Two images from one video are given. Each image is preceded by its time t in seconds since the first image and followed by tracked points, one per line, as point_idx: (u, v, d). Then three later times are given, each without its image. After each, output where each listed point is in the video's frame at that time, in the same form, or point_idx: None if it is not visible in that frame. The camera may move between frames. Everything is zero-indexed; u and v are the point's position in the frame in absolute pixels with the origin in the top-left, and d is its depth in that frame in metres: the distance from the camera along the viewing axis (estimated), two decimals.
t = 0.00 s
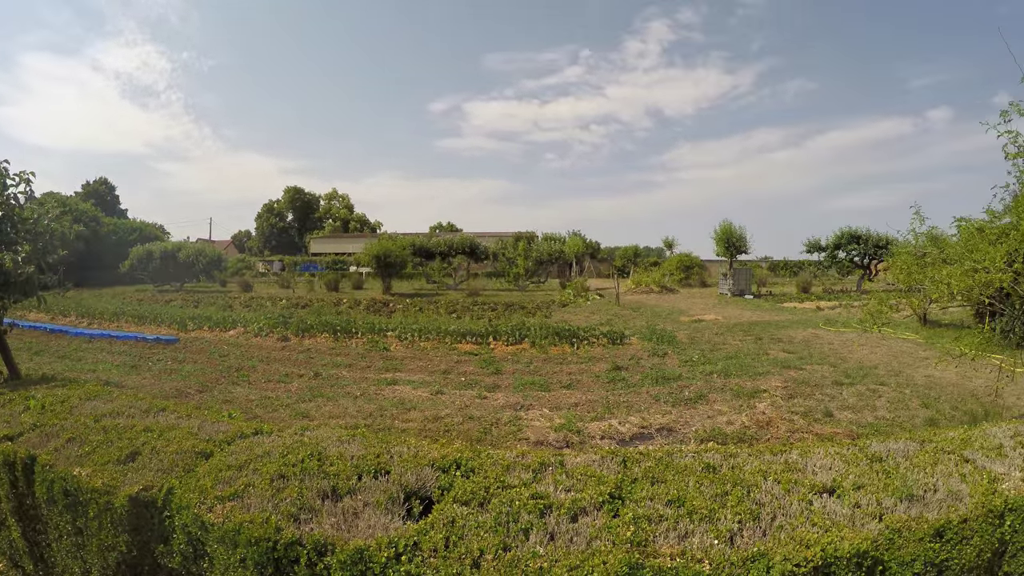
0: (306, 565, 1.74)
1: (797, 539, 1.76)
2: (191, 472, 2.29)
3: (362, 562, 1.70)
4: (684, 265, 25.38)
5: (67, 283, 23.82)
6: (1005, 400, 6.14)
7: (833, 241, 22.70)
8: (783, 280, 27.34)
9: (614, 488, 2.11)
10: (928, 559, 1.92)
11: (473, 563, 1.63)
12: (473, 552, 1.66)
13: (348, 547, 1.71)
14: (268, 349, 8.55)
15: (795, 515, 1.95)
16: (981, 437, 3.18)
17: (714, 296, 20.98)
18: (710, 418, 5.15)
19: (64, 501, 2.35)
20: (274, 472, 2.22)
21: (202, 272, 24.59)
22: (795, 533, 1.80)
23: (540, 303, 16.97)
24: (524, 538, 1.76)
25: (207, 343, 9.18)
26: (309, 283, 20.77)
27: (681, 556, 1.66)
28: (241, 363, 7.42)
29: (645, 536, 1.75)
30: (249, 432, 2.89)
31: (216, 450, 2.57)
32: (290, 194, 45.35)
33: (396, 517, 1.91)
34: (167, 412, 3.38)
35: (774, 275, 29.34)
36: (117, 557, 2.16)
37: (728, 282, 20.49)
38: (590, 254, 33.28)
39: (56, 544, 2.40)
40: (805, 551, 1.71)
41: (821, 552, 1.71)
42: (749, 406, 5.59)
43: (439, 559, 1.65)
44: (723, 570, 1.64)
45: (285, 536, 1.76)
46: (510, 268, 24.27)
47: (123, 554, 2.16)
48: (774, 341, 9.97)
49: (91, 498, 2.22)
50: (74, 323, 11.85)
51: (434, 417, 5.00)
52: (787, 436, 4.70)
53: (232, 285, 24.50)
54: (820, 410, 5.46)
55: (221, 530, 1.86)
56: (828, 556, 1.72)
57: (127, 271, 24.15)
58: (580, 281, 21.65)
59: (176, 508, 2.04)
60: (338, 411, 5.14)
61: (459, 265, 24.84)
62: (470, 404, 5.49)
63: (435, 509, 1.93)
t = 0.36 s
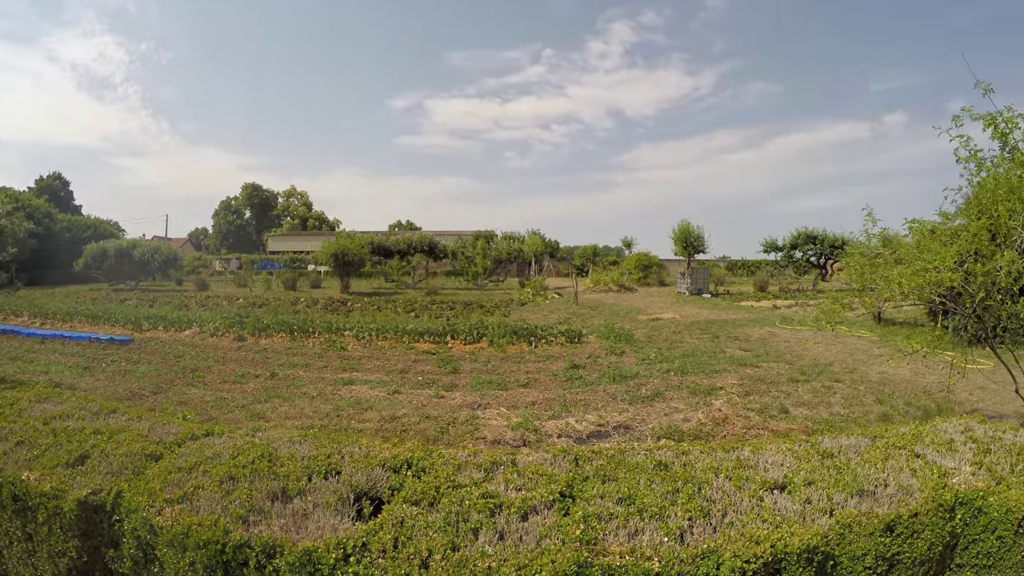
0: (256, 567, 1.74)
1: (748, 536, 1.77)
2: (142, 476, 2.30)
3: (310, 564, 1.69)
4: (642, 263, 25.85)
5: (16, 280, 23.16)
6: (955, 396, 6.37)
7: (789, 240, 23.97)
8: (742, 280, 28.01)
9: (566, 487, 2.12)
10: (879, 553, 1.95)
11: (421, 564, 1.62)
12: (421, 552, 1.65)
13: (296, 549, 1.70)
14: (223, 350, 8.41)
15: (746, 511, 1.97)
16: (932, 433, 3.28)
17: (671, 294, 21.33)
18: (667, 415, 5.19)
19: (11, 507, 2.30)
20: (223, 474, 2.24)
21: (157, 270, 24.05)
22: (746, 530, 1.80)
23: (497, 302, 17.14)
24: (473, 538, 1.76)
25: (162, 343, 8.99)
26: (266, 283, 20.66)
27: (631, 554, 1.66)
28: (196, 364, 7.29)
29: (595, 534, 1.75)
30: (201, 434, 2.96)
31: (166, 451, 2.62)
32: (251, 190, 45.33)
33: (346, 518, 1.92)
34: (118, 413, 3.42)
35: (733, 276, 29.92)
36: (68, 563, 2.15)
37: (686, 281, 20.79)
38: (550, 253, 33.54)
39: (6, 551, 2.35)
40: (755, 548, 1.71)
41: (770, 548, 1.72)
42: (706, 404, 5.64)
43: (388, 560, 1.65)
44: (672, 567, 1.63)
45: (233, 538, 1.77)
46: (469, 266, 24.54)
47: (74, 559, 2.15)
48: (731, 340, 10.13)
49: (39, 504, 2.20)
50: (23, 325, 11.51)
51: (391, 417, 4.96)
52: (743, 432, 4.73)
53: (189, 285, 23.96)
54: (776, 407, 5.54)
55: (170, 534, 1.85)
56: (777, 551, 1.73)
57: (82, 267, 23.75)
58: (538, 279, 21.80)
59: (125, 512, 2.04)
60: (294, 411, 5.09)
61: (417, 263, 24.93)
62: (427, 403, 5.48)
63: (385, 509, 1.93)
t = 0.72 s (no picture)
0: (205, 570, 1.71)
1: (700, 533, 1.78)
2: (93, 478, 2.28)
3: (261, 565, 1.67)
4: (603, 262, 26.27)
5: None
6: (909, 393, 6.58)
7: (749, 241, 24.96)
8: (703, 279, 28.58)
9: (518, 485, 2.13)
10: (832, 549, 1.98)
11: (371, 564, 1.61)
12: (372, 553, 1.64)
13: (246, 551, 1.68)
14: (180, 349, 8.30)
15: (698, 508, 1.98)
16: (886, 429, 3.32)
17: (632, 293, 21.69)
18: (625, 413, 5.24)
19: None
20: (175, 476, 2.23)
21: (115, 267, 23.53)
22: (698, 527, 1.81)
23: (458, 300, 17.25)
24: (424, 537, 1.74)
25: (119, 343, 8.82)
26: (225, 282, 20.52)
27: (581, 551, 1.65)
28: (152, 364, 7.18)
29: (547, 533, 1.74)
30: (153, 435, 2.93)
31: (118, 453, 2.60)
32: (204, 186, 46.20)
33: (298, 519, 1.90)
34: (69, 416, 3.40)
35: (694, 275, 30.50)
36: (20, 568, 2.13)
37: (647, 280, 21.12)
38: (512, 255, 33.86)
39: None
40: (707, 544, 1.72)
41: (722, 544, 1.72)
42: (664, 401, 5.72)
43: (337, 560, 1.63)
44: (623, 565, 1.62)
45: (184, 540, 1.74)
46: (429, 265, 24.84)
47: (26, 564, 2.13)
48: (690, 338, 10.28)
49: None
50: None
51: (349, 416, 4.95)
52: (701, 430, 4.80)
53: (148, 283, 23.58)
54: (734, 404, 5.63)
55: (120, 536, 1.83)
56: (729, 547, 1.74)
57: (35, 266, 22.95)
58: (499, 279, 22.03)
59: (76, 515, 2.02)
60: (251, 412, 5.06)
61: (377, 262, 25.11)
62: (386, 403, 5.47)
63: (336, 510, 1.92)
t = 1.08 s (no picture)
0: (162, 571, 1.71)
1: (658, 530, 1.80)
2: (50, 479, 2.26)
3: (218, 565, 1.66)
4: (569, 262, 26.51)
5: None
6: (871, 391, 6.79)
7: (714, 240, 25.19)
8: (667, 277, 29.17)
9: (477, 483, 2.13)
10: (789, 544, 2.03)
11: (328, 563, 1.61)
12: (329, 552, 1.64)
13: (202, 552, 1.67)
14: (141, 348, 8.20)
15: (657, 504, 2.00)
16: (845, 426, 3.35)
17: (597, 292, 22.01)
18: (589, 411, 5.32)
19: None
20: (133, 476, 2.21)
21: (75, 265, 23.12)
22: (655, 524, 1.83)
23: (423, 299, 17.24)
24: (381, 536, 1.73)
25: (79, 342, 8.67)
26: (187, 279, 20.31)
27: (538, 549, 1.66)
28: (113, 364, 7.09)
29: (505, 531, 1.75)
30: (112, 434, 2.91)
31: (76, 453, 2.58)
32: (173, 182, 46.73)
33: (255, 518, 1.89)
34: (24, 415, 3.37)
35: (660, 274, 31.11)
36: None
37: (611, 279, 21.45)
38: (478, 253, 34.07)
39: None
40: (664, 541, 1.74)
41: (679, 541, 1.75)
42: (628, 400, 5.81)
43: (294, 560, 1.64)
44: (580, 562, 1.64)
45: (141, 541, 1.73)
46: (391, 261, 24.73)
47: None
48: (653, 336, 10.45)
49: None
50: None
51: (313, 415, 4.96)
52: (663, 427, 4.90)
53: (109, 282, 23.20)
54: (696, 402, 5.75)
55: (78, 538, 1.82)
56: (686, 544, 1.77)
57: None
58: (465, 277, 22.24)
59: (32, 518, 2.00)
60: (214, 411, 5.05)
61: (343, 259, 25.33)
62: (350, 402, 5.49)
63: (294, 509, 1.91)
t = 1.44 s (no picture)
0: None
1: (613, 527, 1.82)
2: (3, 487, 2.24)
3: (172, 571, 1.66)
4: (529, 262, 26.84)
5: None
6: (828, 388, 7.01)
7: (672, 241, 25.20)
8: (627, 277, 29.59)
9: (433, 484, 2.14)
10: (745, 540, 2.06)
11: (283, 567, 1.62)
12: (284, 556, 1.64)
13: (157, 559, 1.67)
14: (96, 351, 8.07)
15: (612, 503, 2.01)
16: (801, 423, 3.39)
17: (558, 292, 22.20)
18: (549, 411, 5.39)
19: None
20: (87, 482, 2.21)
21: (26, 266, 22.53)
22: (611, 521, 1.85)
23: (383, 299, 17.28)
24: (336, 539, 1.74)
25: (32, 345, 8.48)
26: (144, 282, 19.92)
27: (492, 549, 1.67)
28: (67, 368, 6.95)
29: (461, 532, 1.75)
30: (65, 440, 2.88)
31: (30, 459, 2.57)
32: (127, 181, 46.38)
33: (210, 523, 1.89)
34: None
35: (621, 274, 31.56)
36: None
37: (572, 279, 21.67)
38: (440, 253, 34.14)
39: None
40: (619, 539, 1.76)
41: (633, 538, 1.77)
42: (587, 399, 5.91)
43: (249, 564, 1.64)
44: (535, 562, 1.65)
45: (95, 548, 1.74)
46: (350, 262, 25.10)
47: None
48: (613, 336, 10.60)
49: None
50: None
51: (271, 418, 4.96)
52: (623, 426, 4.98)
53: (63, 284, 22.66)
54: (656, 400, 5.86)
55: (32, 546, 1.81)
56: (641, 541, 1.79)
57: None
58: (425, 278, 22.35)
59: None
60: (171, 416, 5.01)
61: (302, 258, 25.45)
62: (310, 404, 5.48)
63: (248, 513, 1.91)
